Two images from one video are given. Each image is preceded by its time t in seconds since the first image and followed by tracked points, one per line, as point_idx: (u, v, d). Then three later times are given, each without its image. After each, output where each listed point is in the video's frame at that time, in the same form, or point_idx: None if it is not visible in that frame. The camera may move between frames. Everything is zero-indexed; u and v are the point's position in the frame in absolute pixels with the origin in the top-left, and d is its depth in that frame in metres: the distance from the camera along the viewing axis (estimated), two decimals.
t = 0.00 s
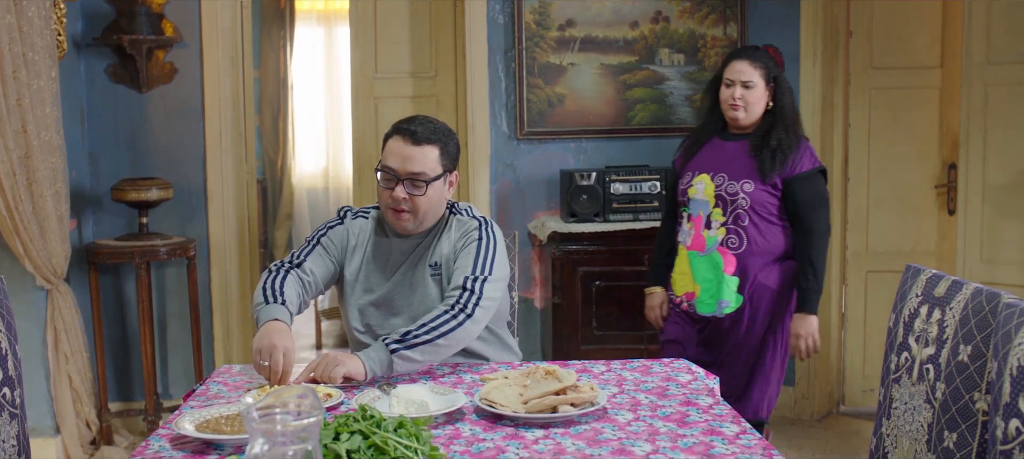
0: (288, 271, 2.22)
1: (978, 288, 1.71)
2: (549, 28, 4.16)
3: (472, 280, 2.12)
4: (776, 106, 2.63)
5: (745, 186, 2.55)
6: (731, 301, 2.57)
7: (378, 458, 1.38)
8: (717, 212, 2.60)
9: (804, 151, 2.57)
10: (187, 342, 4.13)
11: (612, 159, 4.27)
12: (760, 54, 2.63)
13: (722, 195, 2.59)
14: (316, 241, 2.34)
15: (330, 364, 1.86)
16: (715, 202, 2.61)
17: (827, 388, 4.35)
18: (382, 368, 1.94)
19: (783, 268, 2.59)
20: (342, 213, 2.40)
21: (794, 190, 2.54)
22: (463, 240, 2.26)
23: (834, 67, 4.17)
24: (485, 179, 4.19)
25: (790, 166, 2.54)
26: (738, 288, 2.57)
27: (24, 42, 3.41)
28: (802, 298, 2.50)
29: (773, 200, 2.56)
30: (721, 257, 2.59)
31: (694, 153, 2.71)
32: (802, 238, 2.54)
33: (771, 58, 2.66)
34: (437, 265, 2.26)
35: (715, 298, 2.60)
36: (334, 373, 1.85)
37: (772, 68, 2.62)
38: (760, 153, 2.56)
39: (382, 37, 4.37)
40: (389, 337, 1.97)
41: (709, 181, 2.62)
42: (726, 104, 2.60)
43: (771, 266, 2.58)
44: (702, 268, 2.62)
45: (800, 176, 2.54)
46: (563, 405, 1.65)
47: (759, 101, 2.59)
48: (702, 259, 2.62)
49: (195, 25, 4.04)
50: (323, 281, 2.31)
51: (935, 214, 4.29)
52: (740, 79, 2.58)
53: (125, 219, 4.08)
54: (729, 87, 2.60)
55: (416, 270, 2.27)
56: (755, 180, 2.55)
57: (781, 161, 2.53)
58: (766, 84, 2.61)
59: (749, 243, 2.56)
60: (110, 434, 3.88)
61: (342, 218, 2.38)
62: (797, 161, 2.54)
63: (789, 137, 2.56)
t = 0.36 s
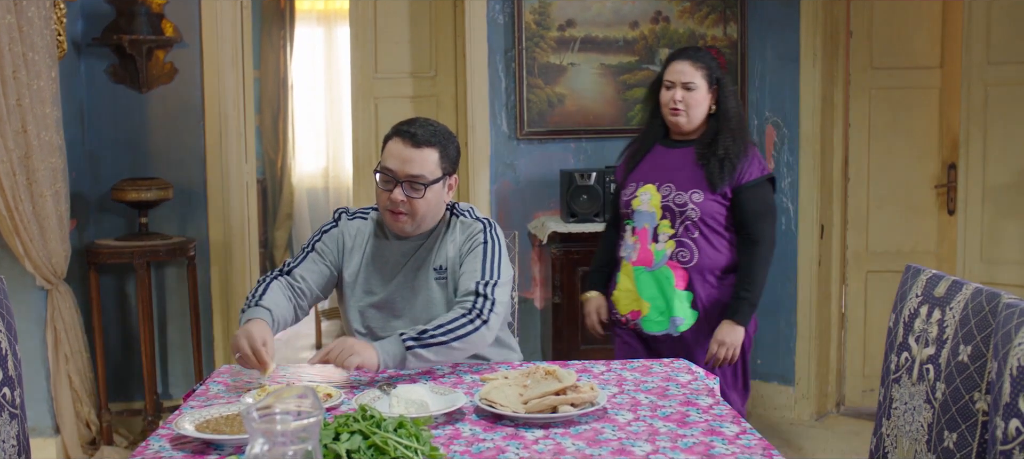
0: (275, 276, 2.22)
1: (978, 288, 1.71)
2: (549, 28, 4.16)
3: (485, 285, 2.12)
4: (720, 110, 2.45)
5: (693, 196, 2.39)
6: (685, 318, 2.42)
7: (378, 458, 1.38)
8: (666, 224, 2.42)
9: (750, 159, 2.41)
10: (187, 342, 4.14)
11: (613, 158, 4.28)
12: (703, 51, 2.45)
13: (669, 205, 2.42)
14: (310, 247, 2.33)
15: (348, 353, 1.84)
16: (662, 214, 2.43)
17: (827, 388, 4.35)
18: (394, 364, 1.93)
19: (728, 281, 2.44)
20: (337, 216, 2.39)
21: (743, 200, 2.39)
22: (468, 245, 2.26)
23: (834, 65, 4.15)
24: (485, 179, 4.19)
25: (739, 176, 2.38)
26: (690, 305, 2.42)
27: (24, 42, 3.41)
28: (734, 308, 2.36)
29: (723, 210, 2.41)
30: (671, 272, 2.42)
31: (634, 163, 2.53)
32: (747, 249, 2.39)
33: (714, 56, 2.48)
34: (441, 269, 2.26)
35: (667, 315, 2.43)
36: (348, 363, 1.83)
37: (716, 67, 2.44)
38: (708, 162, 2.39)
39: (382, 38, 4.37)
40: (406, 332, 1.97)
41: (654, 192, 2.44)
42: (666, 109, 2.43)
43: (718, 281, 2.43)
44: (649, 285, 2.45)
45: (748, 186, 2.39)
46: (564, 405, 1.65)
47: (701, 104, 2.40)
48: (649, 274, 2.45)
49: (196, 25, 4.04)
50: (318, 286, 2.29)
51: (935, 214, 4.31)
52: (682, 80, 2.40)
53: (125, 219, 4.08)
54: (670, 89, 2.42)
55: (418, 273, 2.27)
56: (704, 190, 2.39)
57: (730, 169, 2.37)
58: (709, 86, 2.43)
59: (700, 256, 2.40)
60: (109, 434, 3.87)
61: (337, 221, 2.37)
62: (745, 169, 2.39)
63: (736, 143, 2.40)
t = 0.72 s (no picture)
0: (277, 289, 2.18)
1: (978, 288, 1.71)
2: (549, 28, 4.14)
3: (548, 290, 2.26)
4: (667, 102, 2.62)
5: (648, 196, 2.53)
6: (637, 322, 2.53)
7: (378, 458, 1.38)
8: (617, 225, 2.56)
9: (699, 155, 2.56)
10: (187, 343, 4.13)
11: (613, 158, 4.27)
12: (646, 48, 2.61)
13: (622, 205, 2.55)
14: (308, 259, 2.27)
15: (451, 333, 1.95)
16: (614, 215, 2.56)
17: (827, 388, 4.35)
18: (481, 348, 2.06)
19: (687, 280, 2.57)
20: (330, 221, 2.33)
21: (697, 197, 2.53)
22: (490, 252, 2.28)
23: (834, 66, 4.16)
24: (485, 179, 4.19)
25: (690, 173, 2.53)
26: (641, 307, 2.53)
27: (24, 42, 3.41)
28: (705, 313, 2.52)
29: (676, 208, 2.54)
30: (624, 274, 2.55)
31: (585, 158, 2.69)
32: (707, 248, 2.53)
33: (657, 50, 2.63)
34: (454, 274, 2.26)
35: (618, 319, 2.54)
36: (445, 342, 1.94)
37: (660, 62, 2.60)
38: (657, 159, 2.55)
39: (382, 38, 4.37)
40: (494, 321, 2.11)
41: (605, 189, 2.58)
42: (616, 105, 2.58)
43: (674, 281, 2.55)
44: (601, 288, 2.57)
45: (701, 183, 2.53)
46: (563, 405, 1.66)
47: (647, 99, 2.57)
48: (601, 276, 2.57)
49: (195, 26, 4.04)
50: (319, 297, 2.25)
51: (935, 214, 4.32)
52: (627, 77, 2.56)
53: (124, 219, 4.08)
54: (617, 86, 2.58)
55: (428, 278, 2.25)
56: (657, 189, 2.53)
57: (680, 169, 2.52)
58: (655, 80, 2.59)
59: (653, 256, 2.53)
60: (110, 434, 3.83)
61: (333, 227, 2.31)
62: (693, 167, 2.53)
63: (683, 139, 2.56)
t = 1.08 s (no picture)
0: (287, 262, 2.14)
1: (978, 288, 1.71)
2: (549, 28, 4.14)
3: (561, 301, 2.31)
4: (657, 98, 2.48)
5: (631, 199, 2.44)
6: (616, 331, 2.49)
7: (378, 458, 1.38)
8: (598, 228, 2.48)
9: (688, 154, 2.43)
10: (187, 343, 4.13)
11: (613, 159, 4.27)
12: (633, 40, 2.47)
13: (604, 207, 2.47)
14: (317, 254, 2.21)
15: (478, 349, 2.04)
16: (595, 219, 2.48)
17: (827, 388, 4.35)
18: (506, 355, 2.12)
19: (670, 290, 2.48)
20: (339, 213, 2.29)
21: (684, 198, 2.40)
22: (505, 257, 2.26)
23: (834, 67, 4.16)
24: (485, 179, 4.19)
25: (677, 174, 2.41)
26: (620, 316, 2.48)
27: (24, 42, 3.41)
28: (680, 324, 2.39)
29: (660, 210, 2.44)
30: (604, 280, 2.48)
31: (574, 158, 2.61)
32: (693, 255, 2.40)
33: (647, 42, 2.49)
34: (466, 276, 2.22)
35: (597, 326, 2.50)
36: (479, 357, 2.04)
37: (648, 56, 2.47)
38: (643, 160, 2.44)
39: (382, 38, 4.37)
40: (517, 329, 2.16)
41: (588, 188, 2.50)
42: (603, 104, 2.48)
43: (655, 287, 2.47)
44: (580, 293, 2.52)
45: (690, 186, 2.40)
46: (563, 405, 1.65)
47: (634, 96, 2.45)
48: (581, 281, 2.51)
49: (195, 26, 4.04)
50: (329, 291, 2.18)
51: (935, 213, 4.32)
52: (611, 75, 2.44)
53: (124, 219, 4.08)
54: (602, 85, 2.47)
55: (440, 278, 2.20)
56: (640, 191, 2.43)
57: (664, 170, 2.41)
58: (642, 77, 2.46)
59: (633, 263, 2.45)
60: (110, 434, 3.83)
61: (343, 219, 2.27)
62: (682, 168, 2.41)
63: (672, 138, 2.43)
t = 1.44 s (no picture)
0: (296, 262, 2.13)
1: (978, 288, 1.71)
2: (549, 28, 4.14)
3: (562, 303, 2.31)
4: (652, 99, 2.48)
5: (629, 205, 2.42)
6: (616, 339, 2.47)
7: (378, 458, 1.38)
8: (597, 235, 2.47)
9: (687, 158, 2.42)
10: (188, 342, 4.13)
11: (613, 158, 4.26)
12: (627, 40, 2.47)
13: (601, 214, 2.46)
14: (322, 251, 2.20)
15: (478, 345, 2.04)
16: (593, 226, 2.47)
17: (827, 387, 4.35)
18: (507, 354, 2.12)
19: (671, 295, 2.46)
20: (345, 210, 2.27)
21: (683, 203, 2.40)
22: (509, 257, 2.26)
23: (834, 68, 4.16)
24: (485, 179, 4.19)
25: (675, 178, 2.40)
26: (620, 324, 2.46)
27: (24, 42, 3.41)
28: (684, 331, 2.39)
29: (658, 216, 2.43)
30: (603, 287, 2.47)
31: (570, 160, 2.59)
32: (694, 261, 2.40)
33: (641, 41, 2.48)
34: (470, 274, 2.22)
35: (596, 335, 2.48)
36: (479, 353, 2.03)
37: (642, 56, 2.46)
38: (640, 165, 2.44)
39: (383, 38, 4.37)
40: (520, 329, 2.16)
41: (585, 193, 2.49)
42: (597, 107, 2.46)
43: (656, 293, 2.46)
44: (580, 301, 2.50)
45: (689, 190, 2.39)
46: (563, 405, 1.65)
47: (629, 97, 2.44)
48: (580, 288, 2.50)
49: (195, 25, 4.04)
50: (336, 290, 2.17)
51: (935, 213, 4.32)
52: (604, 77, 2.43)
53: (124, 219, 4.08)
54: (596, 87, 2.46)
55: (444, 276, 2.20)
56: (638, 198, 2.43)
57: (662, 175, 2.40)
58: (637, 78, 2.45)
59: (633, 271, 2.45)
60: (110, 433, 3.84)
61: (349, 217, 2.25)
62: (682, 172, 2.40)
63: (668, 141, 2.42)
